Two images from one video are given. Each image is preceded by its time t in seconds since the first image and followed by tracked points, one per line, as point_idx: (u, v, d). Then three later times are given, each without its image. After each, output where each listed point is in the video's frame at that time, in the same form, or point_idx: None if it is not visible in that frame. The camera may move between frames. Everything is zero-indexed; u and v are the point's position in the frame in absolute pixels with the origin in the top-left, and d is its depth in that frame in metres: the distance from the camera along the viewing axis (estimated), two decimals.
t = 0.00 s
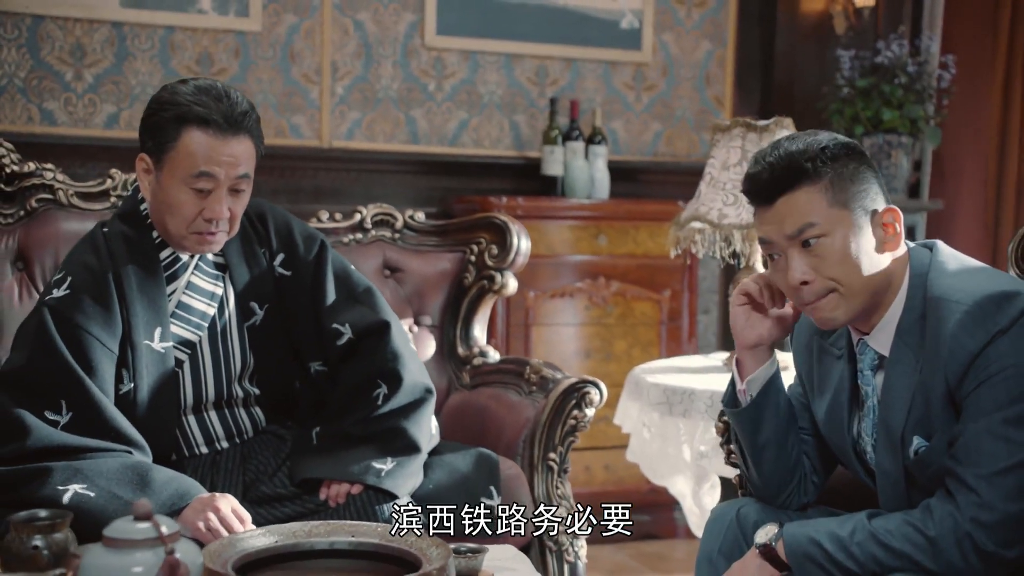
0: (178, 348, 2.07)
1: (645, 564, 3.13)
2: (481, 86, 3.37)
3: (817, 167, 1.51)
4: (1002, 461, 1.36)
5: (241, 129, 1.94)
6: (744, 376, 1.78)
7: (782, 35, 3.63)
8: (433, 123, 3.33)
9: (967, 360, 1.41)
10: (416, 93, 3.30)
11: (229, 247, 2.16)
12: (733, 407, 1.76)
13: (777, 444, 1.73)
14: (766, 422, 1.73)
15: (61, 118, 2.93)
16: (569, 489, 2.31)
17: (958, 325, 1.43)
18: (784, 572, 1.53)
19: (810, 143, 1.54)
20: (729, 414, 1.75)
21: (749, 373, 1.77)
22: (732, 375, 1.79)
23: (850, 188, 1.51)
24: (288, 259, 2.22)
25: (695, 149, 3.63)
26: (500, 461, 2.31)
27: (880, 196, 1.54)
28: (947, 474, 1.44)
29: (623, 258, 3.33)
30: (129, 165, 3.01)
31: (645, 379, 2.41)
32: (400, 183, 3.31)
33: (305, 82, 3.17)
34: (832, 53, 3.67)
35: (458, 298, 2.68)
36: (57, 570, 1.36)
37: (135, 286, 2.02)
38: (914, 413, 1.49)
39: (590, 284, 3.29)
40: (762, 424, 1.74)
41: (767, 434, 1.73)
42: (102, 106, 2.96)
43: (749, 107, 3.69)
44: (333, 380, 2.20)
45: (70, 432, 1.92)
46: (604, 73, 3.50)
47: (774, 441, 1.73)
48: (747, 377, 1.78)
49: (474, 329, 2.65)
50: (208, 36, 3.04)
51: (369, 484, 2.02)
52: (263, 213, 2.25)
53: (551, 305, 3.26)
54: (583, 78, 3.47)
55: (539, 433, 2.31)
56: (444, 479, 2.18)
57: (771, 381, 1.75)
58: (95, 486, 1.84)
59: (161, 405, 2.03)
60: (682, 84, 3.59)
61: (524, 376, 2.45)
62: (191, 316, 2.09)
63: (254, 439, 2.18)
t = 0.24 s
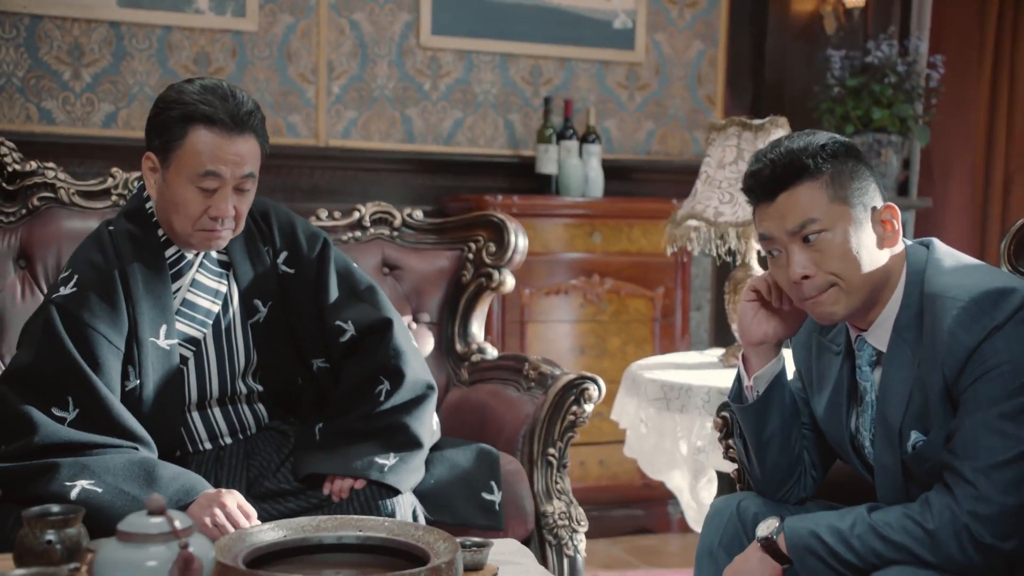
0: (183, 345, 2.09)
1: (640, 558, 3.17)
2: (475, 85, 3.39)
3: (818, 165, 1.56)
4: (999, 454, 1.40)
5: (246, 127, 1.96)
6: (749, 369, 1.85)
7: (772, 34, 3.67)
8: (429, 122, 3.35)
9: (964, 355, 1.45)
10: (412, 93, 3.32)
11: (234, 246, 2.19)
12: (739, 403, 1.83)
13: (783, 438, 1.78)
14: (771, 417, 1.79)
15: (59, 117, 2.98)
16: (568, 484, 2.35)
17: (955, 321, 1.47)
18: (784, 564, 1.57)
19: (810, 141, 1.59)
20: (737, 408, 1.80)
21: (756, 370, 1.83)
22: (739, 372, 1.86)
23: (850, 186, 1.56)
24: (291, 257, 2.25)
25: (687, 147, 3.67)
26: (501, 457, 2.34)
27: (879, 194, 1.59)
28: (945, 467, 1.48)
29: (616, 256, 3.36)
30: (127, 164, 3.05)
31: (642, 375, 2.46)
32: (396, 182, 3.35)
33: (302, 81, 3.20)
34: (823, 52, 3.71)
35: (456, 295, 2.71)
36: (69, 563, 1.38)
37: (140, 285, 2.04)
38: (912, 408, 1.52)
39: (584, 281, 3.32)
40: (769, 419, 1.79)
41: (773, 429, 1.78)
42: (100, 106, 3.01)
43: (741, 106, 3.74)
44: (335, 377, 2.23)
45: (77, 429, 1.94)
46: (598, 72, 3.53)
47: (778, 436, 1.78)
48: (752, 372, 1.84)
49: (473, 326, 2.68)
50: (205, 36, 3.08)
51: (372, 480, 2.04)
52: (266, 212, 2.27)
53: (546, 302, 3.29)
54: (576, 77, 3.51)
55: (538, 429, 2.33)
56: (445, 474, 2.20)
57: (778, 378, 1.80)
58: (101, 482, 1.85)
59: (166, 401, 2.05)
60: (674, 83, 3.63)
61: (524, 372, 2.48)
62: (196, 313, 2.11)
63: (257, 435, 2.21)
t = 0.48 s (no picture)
0: (186, 342, 2.11)
1: (636, 552, 3.20)
2: (471, 83, 3.44)
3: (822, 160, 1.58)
4: (996, 448, 1.43)
5: (251, 126, 1.98)
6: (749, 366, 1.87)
7: (765, 33, 3.71)
8: (425, 120, 3.41)
9: (962, 351, 1.48)
10: (408, 91, 3.38)
11: (236, 243, 2.21)
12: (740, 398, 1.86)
13: (782, 434, 1.81)
14: (771, 412, 1.82)
15: (58, 115, 3.07)
16: (568, 479, 2.38)
17: (954, 317, 1.50)
18: (784, 558, 1.61)
19: (815, 137, 1.61)
20: (736, 405, 1.83)
21: (756, 367, 1.86)
22: (738, 369, 1.89)
23: (852, 182, 1.58)
24: (294, 254, 2.27)
25: (681, 146, 3.70)
26: (501, 452, 2.36)
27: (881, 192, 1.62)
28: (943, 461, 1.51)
29: (611, 252, 3.38)
30: (126, 161, 3.14)
31: (640, 371, 2.50)
32: (392, 180, 3.40)
33: (298, 79, 3.28)
34: (814, 51, 3.74)
35: (454, 292, 2.73)
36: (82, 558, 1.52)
37: (145, 283, 2.05)
38: (910, 402, 1.56)
39: (580, 278, 3.35)
40: (768, 415, 1.82)
41: (772, 425, 1.81)
42: (98, 104, 3.10)
43: (734, 105, 3.79)
44: (337, 373, 2.24)
45: (83, 425, 1.95)
46: (592, 71, 3.58)
47: (778, 431, 1.81)
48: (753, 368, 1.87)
49: (471, 323, 2.70)
50: (203, 35, 3.16)
51: (374, 475, 2.05)
52: (268, 210, 2.30)
53: (541, 299, 3.32)
54: (571, 76, 3.55)
55: (538, 425, 2.36)
56: (445, 469, 2.22)
57: (777, 374, 1.83)
58: (107, 478, 1.87)
59: (171, 397, 2.07)
60: (667, 83, 3.67)
61: (523, 368, 2.50)
62: (199, 310, 2.13)
63: (259, 431, 2.22)
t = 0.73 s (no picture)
0: (191, 340, 2.13)
1: (632, 548, 3.24)
2: (467, 83, 3.50)
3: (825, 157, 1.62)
4: (994, 443, 1.46)
5: (255, 125, 2.00)
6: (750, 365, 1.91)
7: (758, 34, 3.73)
8: (421, 120, 3.46)
9: (961, 347, 1.52)
10: (404, 91, 3.43)
11: (240, 242, 2.23)
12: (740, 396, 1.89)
13: (781, 431, 1.85)
14: (770, 410, 1.85)
15: (56, 114, 3.11)
16: (567, 476, 2.41)
17: (952, 314, 1.54)
18: (785, 552, 1.64)
19: (818, 134, 1.65)
20: (737, 402, 1.86)
21: (755, 365, 1.89)
22: (738, 366, 1.92)
23: (853, 180, 1.62)
24: (296, 253, 2.29)
25: (673, 144, 3.78)
26: (501, 449, 2.39)
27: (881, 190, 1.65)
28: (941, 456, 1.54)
29: (605, 251, 3.41)
30: (124, 160, 3.18)
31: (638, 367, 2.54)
32: (388, 179, 3.45)
33: (295, 79, 3.32)
34: (806, 51, 3.76)
35: (453, 290, 2.76)
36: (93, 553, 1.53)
37: (150, 281, 2.07)
38: (909, 398, 1.59)
39: (575, 276, 3.38)
40: (767, 412, 1.85)
41: (772, 422, 1.85)
42: (96, 104, 3.13)
43: (726, 105, 3.86)
44: (339, 370, 2.26)
45: (88, 422, 1.97)
46: (587, 71, 3.64)
47: (777, 428, 1.85)
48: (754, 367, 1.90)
49: (469, 321, 2.73)
50: (201, 34, 3.20)
51: (377, 471, 2.07)
52: (271, 209, 2.32)
53: (537, 297, 3.35)
54: (566, 76, 3.61)
55: (538, 421, 2.39)
56: (446, 466, 2.24)
57: (777, 371, 1.87)
58: (114, 475, 1.88)
59: (175, 395, 2.09)
60: (661, 82, 3.74)
61: (522, 365, 2.53)
62: (203, 308, 2.15)
63: (262, 429, 2.24)
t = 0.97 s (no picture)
0: (194, 339, 2.14)
1: (628, 544, 3.27)
2: (461, 83, 3.53)
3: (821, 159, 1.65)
4: (992, 438, 1.50)
5: (259, 125, 2.02)
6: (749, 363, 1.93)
7: (750, 34, 3.79)
8: (416, 120, 3.49)
9: (959, 344, 1.55)
10: (399, 91, 3.46)
11: (242, 242, 2.25)
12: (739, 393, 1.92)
13: (779, 428, 1.88)
14: (769, 407, 1.88)
15: (54, 114, 3.13)
16: (566, 473, 2.43)
17: (951, 312, 1.57)
18: (785, 547, 1.66)
19: (815, 135, 1.68)
20: (735, 400, 1.90)
21: (753, 363, 1.92)
22: (737, 364, 1.95)
23: (850, 180, 1.65)
24: (299, 252, 2.31)
25: (666, 144, 3.82)
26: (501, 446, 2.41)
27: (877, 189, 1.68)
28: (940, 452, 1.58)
29: (601, 250, 3.44)
30: (121, 160, 3.21)
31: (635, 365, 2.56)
32: (384, 179, 3.48)
33: (292, 79, 3.35)
34: (798, 52, 3.78)
35: (451, 289, 2.78)
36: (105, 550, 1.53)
37: (154, 280, 2.09)
38: (907, 394, 1.62)
39: (570, 274, 3.41)
40: (766, 410, 1.88)
41: (770, 419, 1.88)
42: (93, 104, 3.16)
43: (718, 105, 3.90)
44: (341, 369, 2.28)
45: (93, 420, 1.98)
46: (581, 72, 3.67)
47: (775, 424, 1.88)
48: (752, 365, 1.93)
49: (467, 319, 2.75)
50: (198, 35, 3.23)
51: (379, 468, 2.09)
52: (274, 209, 2.34)
53: (532, 295, 3.37)
54: (560, 76, 3.64)
55: (537, 418, 2.41)
56: (446, 463, 2.25)
57: (775, 369, 1.90)
58: (119, 472, 1.89)
59: (179, 393, 2.10)
60: (654, 82, 3.78)
61: (520, 363, 2.55)
62: (206, 307, 2.17)
63: (264, 427, 2.25)
